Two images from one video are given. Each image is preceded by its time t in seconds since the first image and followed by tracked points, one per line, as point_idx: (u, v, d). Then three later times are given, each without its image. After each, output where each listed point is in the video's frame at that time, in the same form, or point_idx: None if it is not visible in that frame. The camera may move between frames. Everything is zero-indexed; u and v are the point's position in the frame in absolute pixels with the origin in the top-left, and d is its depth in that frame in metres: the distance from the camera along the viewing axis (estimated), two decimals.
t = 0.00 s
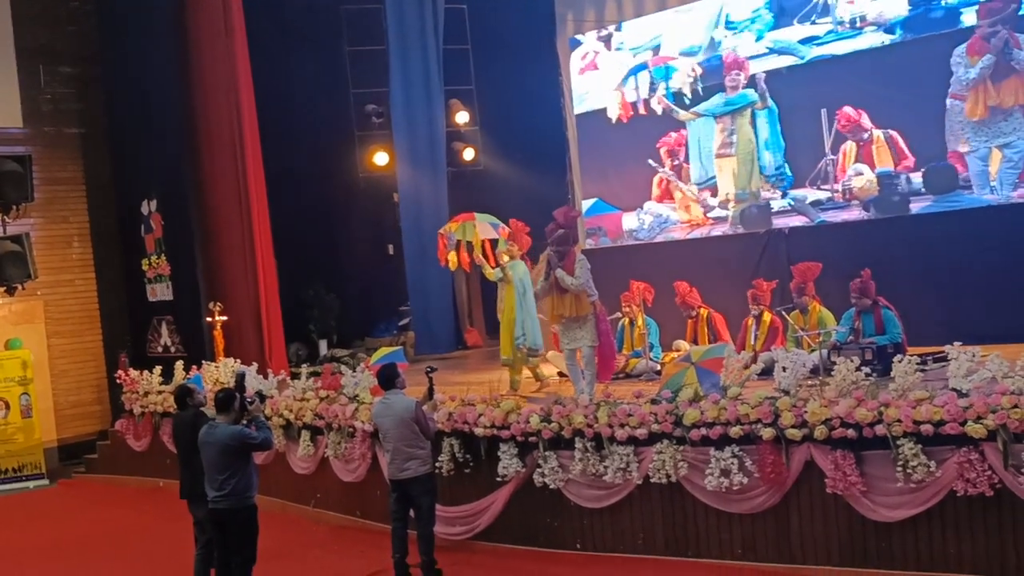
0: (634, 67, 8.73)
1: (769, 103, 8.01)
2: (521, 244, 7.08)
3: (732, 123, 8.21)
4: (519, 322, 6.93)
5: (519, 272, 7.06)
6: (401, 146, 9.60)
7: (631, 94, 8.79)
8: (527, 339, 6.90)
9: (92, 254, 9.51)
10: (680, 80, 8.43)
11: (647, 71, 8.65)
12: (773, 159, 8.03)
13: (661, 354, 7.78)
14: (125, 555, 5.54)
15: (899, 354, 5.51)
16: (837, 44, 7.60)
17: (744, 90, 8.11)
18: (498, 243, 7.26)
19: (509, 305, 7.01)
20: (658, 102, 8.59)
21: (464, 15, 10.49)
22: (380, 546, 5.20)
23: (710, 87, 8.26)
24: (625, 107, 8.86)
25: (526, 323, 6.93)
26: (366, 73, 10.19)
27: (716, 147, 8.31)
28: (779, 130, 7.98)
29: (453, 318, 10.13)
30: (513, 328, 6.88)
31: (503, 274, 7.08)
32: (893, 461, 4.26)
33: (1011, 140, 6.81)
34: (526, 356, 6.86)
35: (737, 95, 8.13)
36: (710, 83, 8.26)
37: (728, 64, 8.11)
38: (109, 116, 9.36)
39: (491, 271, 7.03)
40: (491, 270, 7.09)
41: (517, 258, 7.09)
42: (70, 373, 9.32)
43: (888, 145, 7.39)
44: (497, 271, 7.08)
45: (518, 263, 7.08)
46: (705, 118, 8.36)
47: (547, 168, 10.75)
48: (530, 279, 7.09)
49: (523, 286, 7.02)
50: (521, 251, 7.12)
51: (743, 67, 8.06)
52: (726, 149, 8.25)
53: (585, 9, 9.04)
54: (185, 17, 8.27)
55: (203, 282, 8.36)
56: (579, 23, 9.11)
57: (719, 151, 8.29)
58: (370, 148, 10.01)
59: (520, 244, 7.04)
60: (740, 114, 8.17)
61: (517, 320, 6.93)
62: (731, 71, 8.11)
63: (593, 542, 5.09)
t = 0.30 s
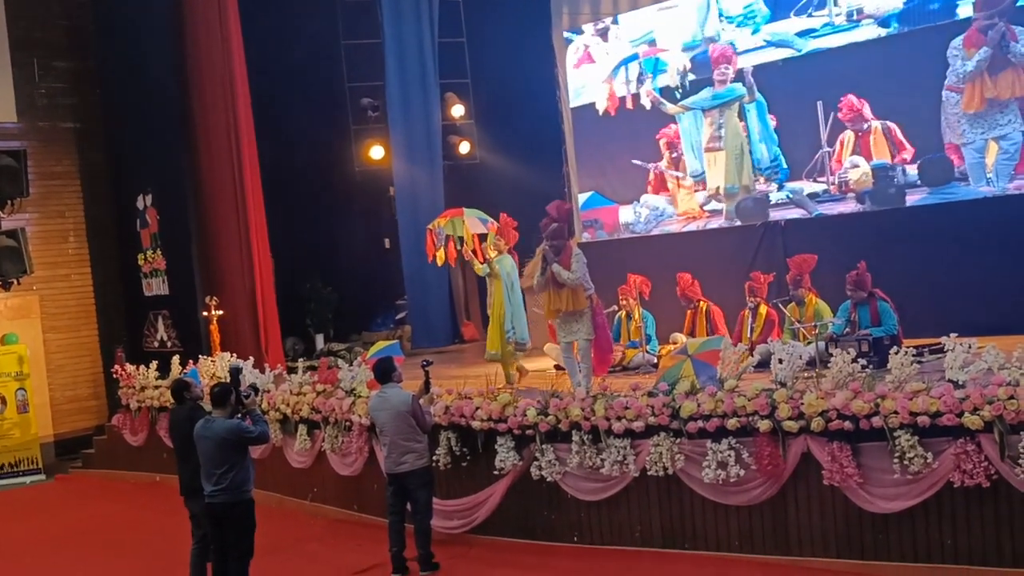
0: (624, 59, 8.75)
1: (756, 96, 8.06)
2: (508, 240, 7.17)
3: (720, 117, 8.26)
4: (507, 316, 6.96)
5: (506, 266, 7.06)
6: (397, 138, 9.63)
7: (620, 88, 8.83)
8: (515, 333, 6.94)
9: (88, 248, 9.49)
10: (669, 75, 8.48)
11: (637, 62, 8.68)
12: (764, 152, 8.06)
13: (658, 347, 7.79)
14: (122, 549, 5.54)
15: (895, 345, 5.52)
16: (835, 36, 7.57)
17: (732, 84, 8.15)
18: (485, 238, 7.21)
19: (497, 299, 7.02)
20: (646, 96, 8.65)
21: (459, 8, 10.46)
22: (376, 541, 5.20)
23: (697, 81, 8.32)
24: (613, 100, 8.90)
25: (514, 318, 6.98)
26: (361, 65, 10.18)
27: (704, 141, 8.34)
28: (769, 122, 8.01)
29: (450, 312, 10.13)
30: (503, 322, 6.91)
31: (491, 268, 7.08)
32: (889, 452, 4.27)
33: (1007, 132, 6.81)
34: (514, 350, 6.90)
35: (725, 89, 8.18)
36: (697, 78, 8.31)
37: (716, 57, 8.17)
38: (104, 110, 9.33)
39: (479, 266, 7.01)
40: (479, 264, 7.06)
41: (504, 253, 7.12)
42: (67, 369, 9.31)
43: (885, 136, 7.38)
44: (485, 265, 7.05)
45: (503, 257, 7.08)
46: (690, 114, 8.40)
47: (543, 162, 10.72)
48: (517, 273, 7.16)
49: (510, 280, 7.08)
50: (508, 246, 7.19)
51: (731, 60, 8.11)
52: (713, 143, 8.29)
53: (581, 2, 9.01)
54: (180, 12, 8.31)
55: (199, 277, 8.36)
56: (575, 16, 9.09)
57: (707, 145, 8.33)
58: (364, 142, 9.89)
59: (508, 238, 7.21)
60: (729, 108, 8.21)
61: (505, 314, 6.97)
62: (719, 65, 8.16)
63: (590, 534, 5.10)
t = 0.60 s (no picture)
0: (613, 57, 8.78)
1: (744, 92, 8.12)
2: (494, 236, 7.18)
3: (709, 113, 8.29)
4: (497, 311, 6.91)
5: (494, 262, 7.01)
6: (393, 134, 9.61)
7: (611, 84, 8.84)
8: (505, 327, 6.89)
9: (84, 246, 9.49)
10: (660, 72, 8.50)
11: (626, 60, 8.70)
12: (756, 148, 8.12)
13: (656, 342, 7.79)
14: (120, 546, 5.54)
15: (892, 339, 5.52)
16: (834, 29, 7.55)
17: (719, 81, 8.20)
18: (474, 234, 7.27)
19: (486, 295, 6.98)
20: (637, 93, 8.66)
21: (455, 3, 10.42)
22: (374, 537, 5.21)
23: (687, 77, 8.36)
24: (604, 97, 8.91)
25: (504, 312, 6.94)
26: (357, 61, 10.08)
27: (695, 139, 8.40)
28: (757, 116, 8.07)
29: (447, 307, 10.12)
30: (492, 316, 6.85)
31: (479, 264, 7.03)
32: (887, 446, 4.28)
33: (1004, 125, 6.84)
34: (504, 344, 6.84)
35: (712, 86, 8.23)
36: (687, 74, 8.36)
37: (705, 53, 8.20)
38: (99, 107, 9.32)
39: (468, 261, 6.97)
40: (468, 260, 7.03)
41: (491, 248, 7.07)
42: (64, 366, 9.31)
43: (885, 130, 7.38)
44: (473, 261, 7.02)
45: (491, 252, 7.05)
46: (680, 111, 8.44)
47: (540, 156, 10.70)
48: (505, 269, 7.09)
49: (498, 275, 7.03)
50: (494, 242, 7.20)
51: (718, 55, 8.14)
52: (704, 140, 8.34)
53: None
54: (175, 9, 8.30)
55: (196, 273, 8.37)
56: (570, 11, 9.05)
57: (697, 142, 8.38)
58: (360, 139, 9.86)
59: (496, 233, 7.27)
60: (717, 104, 8.25)
61: (494, 308, 6.92)
62: (706, 60, 8.20)
63: (588, 529, 5.10)
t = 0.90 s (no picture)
0: (596, 62, 8.85)
1: (724, 96, 8.18)
2: (479, 238, 7.05)
3: (693, 118, 8.34)
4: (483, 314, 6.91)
5: (476, 265, 6.98)
6: (385, 135, 9.60)
7: (596, 88, 8.89)
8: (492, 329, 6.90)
9: (77, 249, 9.48)
10: (643, 75, 8.54)
11: (608, 65, 8.78)
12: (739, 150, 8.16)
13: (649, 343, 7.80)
14: (112, 551, 5.54)
15: (883, 339, 5.53)
16: (825, 30, 7.56)
17: (700, 84, 8.23)
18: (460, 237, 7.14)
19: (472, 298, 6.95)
20: (622, 97, 8.70)
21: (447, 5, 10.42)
22: (369, 540, 5.21)
23: (670, 81, 8.39)
24: (588, 100, 8.96)
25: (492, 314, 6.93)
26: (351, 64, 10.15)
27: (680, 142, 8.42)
28: (739, 121, 8.13)
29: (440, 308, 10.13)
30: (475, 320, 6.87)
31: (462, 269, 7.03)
32: (879, 447, 4.29)
33: (994, 126, 6.84)
34: (492, 346, 6.85)
35: (694, 90, 8.26)
36: (669, 78, 8.40)
37: (687, 57, 8.26)
38: (92, 110, 9.31)
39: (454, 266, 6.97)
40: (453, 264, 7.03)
41: (476, 251, 7.02)
42: (57, 369, 9.29)
43: (877, 132, 7.36)
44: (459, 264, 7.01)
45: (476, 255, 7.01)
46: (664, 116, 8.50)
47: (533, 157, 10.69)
48: (491, 269, 7.02)
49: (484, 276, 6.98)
50: (480, 244, 7.06)
51: (700, 60, 8.19)
52: (689, 143, 8.36)
53: None
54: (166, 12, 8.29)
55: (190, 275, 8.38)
56: (563, 13, 9.05)
57: (682, 146, 8.40)
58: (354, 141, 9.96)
59: (481, 236, 7.09)
60: (700, 108, 8.30)
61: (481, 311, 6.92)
62: (688, 64, 8.25)
63: (582, 531, 5.11)
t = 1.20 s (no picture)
0: (579, 62, 8.90)
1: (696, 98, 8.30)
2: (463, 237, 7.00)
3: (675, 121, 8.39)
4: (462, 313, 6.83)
5: (459, 264, 6.91)
6: (376, 132, 9.65)
7: (577, 88, 8.95)
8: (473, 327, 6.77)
9: (68, 248, 9.46)
10: (624, 75, 8.66)
11: (592, 64, 8.82)
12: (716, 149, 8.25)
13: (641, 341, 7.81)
14: (102, 549, 5.53)
15: (873, 337, 5.53)
16: (817, 28, 7.58)
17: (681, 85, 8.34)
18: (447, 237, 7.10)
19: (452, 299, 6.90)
20: (604, 96, 8.78)
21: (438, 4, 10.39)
22: (360, 538, 5.21)
23: (650, 81, 8.50)
24: (569, 100, 9.02)
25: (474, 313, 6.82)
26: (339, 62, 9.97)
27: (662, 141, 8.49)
28: (726, 118, 8.16)
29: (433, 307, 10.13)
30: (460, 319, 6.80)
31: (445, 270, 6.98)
32: (870, 443, 4.30)
33: (985, 124, 6.88)
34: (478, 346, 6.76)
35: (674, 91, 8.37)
36: (650, 79, 8.51)
37: (666, 59, 8.38)
38: (82, 109, 9.29)
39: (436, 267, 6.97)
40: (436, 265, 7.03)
41: (459, 250, 6.97)
42: (48, 368, 9.28)
43: (868, 129, 7.40)
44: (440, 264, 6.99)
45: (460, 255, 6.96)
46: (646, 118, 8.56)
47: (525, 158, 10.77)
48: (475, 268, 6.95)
49: (467, 274, 6.90)
50: (465, 243, 7.03)
51: (679, 61, 8.30)
52: (671, 144, 8.44)
53: None
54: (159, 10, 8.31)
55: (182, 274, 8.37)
56: (554, 10, 9.02)
57: (663, 146, 8.48)
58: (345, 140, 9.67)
59: (466, 236, 7.03)
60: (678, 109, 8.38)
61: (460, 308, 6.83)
62: (667, 66, 8.36)
63: (573, 529, 5.12)
